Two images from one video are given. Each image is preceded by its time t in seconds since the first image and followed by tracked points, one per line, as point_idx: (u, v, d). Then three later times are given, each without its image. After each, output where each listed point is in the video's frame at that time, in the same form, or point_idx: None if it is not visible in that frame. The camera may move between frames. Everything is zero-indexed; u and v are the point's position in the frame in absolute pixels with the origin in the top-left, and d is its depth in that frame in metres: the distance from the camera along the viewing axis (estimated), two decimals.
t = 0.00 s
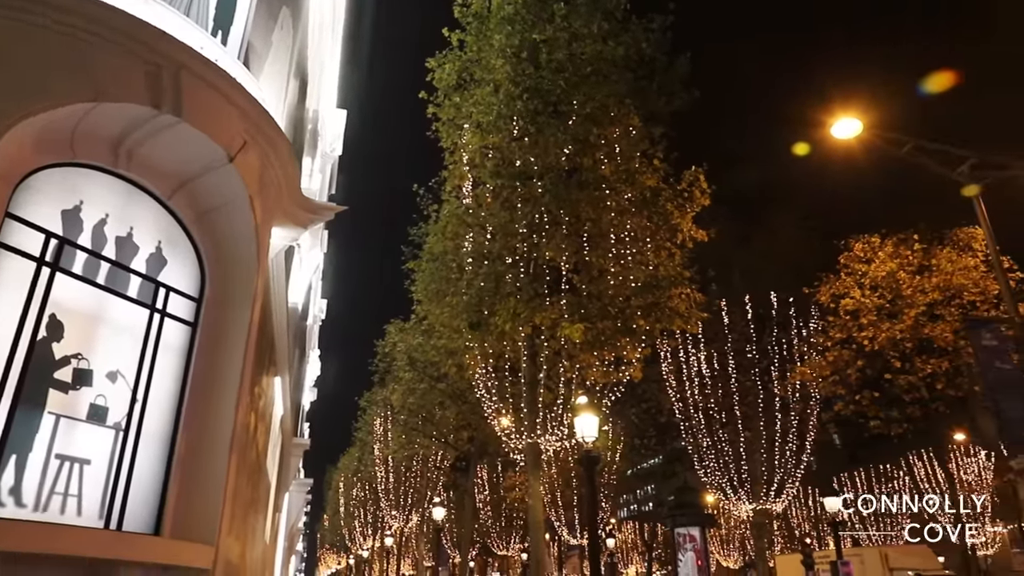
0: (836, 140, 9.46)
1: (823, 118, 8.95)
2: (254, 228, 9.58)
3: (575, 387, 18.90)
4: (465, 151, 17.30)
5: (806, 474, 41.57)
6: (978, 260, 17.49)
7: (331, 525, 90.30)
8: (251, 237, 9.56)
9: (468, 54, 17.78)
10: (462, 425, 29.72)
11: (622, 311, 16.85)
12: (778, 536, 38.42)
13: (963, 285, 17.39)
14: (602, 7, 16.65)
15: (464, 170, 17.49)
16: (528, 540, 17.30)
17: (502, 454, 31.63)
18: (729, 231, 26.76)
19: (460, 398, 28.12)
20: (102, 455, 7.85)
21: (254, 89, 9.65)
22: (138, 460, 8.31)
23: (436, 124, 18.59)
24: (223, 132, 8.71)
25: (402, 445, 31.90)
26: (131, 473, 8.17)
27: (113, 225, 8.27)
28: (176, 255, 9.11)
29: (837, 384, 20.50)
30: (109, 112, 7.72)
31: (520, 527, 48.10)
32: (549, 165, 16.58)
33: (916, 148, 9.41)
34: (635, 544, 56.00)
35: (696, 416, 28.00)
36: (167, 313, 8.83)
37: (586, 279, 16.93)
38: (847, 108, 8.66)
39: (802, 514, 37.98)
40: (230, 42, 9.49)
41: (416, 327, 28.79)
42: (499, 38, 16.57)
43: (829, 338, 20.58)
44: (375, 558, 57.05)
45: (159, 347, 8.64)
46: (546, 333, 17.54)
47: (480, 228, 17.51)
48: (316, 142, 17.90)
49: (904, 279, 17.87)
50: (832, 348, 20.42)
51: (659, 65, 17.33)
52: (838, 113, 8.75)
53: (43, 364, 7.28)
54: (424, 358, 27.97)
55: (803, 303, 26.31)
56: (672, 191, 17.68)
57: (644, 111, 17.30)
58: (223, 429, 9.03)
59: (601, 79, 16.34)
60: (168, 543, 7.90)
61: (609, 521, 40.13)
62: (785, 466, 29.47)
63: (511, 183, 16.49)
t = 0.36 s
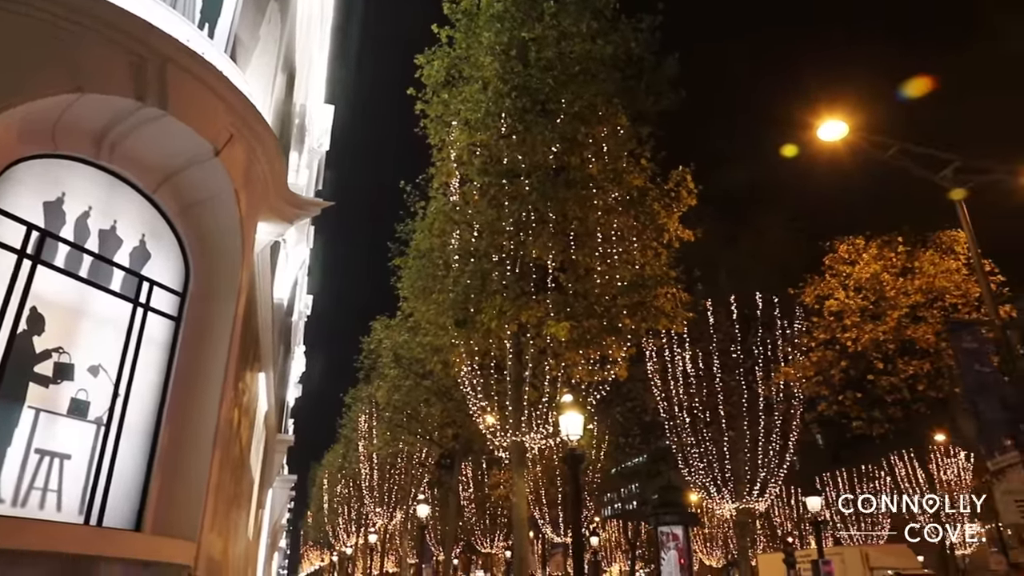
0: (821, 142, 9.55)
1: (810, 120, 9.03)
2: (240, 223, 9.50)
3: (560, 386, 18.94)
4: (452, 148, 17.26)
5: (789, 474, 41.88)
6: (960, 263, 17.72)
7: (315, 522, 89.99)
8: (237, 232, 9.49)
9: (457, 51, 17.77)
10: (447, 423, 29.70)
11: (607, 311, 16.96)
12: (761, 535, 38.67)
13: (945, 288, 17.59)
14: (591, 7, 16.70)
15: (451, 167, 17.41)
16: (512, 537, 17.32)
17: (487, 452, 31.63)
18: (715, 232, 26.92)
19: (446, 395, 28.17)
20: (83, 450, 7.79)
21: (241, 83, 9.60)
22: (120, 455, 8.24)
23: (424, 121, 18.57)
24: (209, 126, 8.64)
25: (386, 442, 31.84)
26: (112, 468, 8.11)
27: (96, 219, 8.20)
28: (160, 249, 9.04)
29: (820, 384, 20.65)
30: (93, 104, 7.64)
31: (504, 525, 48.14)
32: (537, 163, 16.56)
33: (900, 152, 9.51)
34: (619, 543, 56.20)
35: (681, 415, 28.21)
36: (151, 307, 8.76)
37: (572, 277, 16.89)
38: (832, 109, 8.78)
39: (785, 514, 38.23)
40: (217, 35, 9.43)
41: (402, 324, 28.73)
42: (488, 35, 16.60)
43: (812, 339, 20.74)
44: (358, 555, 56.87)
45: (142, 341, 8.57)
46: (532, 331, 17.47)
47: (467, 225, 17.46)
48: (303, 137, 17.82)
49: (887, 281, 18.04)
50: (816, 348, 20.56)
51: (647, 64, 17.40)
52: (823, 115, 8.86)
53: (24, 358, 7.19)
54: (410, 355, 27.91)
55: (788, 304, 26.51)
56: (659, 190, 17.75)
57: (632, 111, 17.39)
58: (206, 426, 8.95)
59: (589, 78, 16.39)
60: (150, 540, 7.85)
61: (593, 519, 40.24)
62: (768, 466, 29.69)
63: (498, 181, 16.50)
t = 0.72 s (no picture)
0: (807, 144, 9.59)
1: (797, 122, 9.06)
2: (227, 219, 9.44)
3: (546, 384, 18.96)
4: (441, 145, 17.24)
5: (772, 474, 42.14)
6: (943, 265, 17.91)
7: (299, 519, 89.80)
8: (223, 228, 9.42)
9: (446, 48, 17.74)
10: (432, 420, 29.66)
11: (594, 310, 17.01)
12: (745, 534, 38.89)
13: (929, 290, 17.76)
14: (581, 6, 16.76)
15: (439, 164, 17.52)
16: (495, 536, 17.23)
17: (472, 450, 31.59)
18: (702, 232, 27.04)
19: (431, 393, 28.09)
20: (64, 445, 7.72)
21: (229, 77, 9.49)
22: (102, 451, 8.18)
23: (412, 117, 18.50)
24: (195, 120, 8.56)
25: (371, 439, 31.75)
26: (94, 464, 8.06)
27: (79, 212, 8.12)
28: (145, 243, 8.97)
29: (805, 385, 20.74)
30: (77, 96, 7.56)
31: (488, 523, 48.16)
32: (525, 161, 16.50)
33: (886, 155, 9.57)
34: (603, 541, 56.33)
35: (666, 414, 28.32)
36: (135, 302, 8.70)
37: (559, 275, 17.11)
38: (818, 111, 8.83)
39: (768, 513, 38.48)
40: (204, 28, 9.33)
41: (388, 321, 28.64)
42: (478, 33, 16.62)
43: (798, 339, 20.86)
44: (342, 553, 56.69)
45: (125, 336, 8.52)
46: (518, 329, 17.42)
47: (454, 222, 17.43)
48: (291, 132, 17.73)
49: (871, 283, 18.24)
50: (800, 349, 20.67)
51: (636, 65, 17.46)
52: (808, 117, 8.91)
53: (5, 353, 7.09)
54: (396, 352, 27.85)
55: (773, 305, 26.67)
56: (647, 190, 17.79)
57: (621, 111, 17.45)
58: (189, 423, 8.88)
59: (579, 77, 16.41)
60: (132, 535, 7.80)
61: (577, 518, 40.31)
62: (752, 465, 29.86)
63: (486, 178, 16.45)
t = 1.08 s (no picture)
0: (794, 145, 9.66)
1: (784, 124, 9.12)
2: (213, 214, 9.37)
3: (532, 382, 19.00)
4: (429, 142, 17.23)
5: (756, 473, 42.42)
6: (927, 267, 18.10)
7: (283, 516, 89.48)
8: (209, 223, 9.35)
9: (436, 46, 17.71)
10: (418, 418, 29.64)
11: (581, 308, 17.21)
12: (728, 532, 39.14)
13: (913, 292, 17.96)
14: (570, 5, 16.79)
15: (427, 161, 17.44)
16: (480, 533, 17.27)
17: (458, 448, 31.59)
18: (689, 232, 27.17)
19: (417, 390, 28.07)
20: (45, 441, 7.65)
21: (217, 72, 9.43)
22: (85, 446, 8.13)
23: (401, 114, 18.46)
24: (182, 115, 8.49)
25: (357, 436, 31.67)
26: (76, 460, 8.00)
27: (63, 205, 8.05)
28: (130, 238, 8.92)
29: (790, 386, 20.82)
30: (62, 89, 7.47)
31: (473, 521, 48.19)
32: (513, 159, 16.45)
33: (871, 157, 9.66)
34: (588, 540, 56.49)
35: (651, 414, 28.40)
36: (119, 297, 8.64)
37: (546, 275, 17.15)
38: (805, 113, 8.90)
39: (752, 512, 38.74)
40: (192, 21, 9.27)
41: (374, 318, 28.57)
42: (468, 30, 16.60)
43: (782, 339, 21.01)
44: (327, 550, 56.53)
45: (109, 332, 8.47)
46: (504, 327, 17.38)
47: (442, 220, 17.42)
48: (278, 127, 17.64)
49: (857, 284, 18.41)
50: (786, 349, 20.80)
51: (625, 65, 17.51)
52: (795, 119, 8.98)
53: None
54: (382, 349, 27.81)
55: (759, 305, 26.84)
56: (635, 190, 17.82)
57: (609, 111, 17.50)
58: (173, 419, 8.81)
59: (569, 76, 16.42)
60: (114, 533, 7.74)
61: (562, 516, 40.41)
62: (736, 464, 30.06)
63: (474, 176, 16.27)
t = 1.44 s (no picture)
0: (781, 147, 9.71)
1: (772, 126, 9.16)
2: (200, 210, 9.28)
3: (519, 380, 19.01)
4: (418, 140, 17.21)
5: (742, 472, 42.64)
6: (912, 269, 18.25)
7: (268, 513, 89.11)
8: (196, 220, 9.26)
9: (425, 43, 17.67)
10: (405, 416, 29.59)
11: (568, 307, 17.14)
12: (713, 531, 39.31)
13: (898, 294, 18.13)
14: (560, 4, 16.81)
15: (416, 159, 17.44)
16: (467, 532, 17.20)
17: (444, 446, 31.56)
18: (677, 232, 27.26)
19: (404, 388, 28.01)
20: (27, 437, 7.61)
21: (204, 67, 9.36)
22: (68, 443, 8.09)
23: (389, 112, 18.41)
24: (169, 110, 8.40)
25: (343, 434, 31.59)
26: (59, 456, 7.96)
27: (48, 199, 7.99)
28: (115, 233, 8.89)
29: (776, 386, 20.92)
30: (47, 81, 7.37)
31: (459, 520, 48.18)
32: (502, 158, 16.45)
33: (857, 158, 9.72)
34: (573, 538, 56.58)
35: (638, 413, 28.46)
36: (104, 293, 8.61)
37: (534, 273, 17.12)
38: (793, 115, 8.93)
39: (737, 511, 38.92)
40: (179, 15, 9.19)
41: (361, 316, 28.48)
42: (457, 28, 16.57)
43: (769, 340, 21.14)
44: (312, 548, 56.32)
45: (93, 327, 8.44)
46: (492, 326, 17.37)
47: (430, 218, 17.41)
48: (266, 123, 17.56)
49: (842, 285, 18.55)
50: (772, 350, 20.87)
51: (614, 65, 17.55)
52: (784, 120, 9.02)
53: None
54: (369, 347, 27.75)
55: (746, 306, 26.98)
56: (623, 189, 17.86)
57: (598, 110, 17.53)
58: (157, 417, 8.72)
59: (558, 75, 16.42)
60: (95, 530, 7.66)
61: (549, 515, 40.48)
62: (722, 463, 30.22)
63: (463, 174, 16.31)
